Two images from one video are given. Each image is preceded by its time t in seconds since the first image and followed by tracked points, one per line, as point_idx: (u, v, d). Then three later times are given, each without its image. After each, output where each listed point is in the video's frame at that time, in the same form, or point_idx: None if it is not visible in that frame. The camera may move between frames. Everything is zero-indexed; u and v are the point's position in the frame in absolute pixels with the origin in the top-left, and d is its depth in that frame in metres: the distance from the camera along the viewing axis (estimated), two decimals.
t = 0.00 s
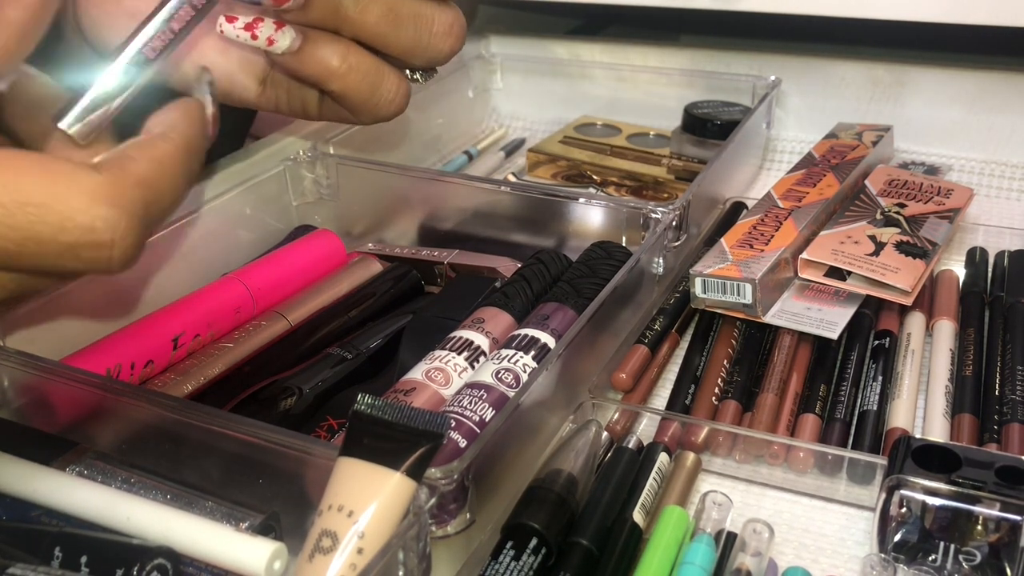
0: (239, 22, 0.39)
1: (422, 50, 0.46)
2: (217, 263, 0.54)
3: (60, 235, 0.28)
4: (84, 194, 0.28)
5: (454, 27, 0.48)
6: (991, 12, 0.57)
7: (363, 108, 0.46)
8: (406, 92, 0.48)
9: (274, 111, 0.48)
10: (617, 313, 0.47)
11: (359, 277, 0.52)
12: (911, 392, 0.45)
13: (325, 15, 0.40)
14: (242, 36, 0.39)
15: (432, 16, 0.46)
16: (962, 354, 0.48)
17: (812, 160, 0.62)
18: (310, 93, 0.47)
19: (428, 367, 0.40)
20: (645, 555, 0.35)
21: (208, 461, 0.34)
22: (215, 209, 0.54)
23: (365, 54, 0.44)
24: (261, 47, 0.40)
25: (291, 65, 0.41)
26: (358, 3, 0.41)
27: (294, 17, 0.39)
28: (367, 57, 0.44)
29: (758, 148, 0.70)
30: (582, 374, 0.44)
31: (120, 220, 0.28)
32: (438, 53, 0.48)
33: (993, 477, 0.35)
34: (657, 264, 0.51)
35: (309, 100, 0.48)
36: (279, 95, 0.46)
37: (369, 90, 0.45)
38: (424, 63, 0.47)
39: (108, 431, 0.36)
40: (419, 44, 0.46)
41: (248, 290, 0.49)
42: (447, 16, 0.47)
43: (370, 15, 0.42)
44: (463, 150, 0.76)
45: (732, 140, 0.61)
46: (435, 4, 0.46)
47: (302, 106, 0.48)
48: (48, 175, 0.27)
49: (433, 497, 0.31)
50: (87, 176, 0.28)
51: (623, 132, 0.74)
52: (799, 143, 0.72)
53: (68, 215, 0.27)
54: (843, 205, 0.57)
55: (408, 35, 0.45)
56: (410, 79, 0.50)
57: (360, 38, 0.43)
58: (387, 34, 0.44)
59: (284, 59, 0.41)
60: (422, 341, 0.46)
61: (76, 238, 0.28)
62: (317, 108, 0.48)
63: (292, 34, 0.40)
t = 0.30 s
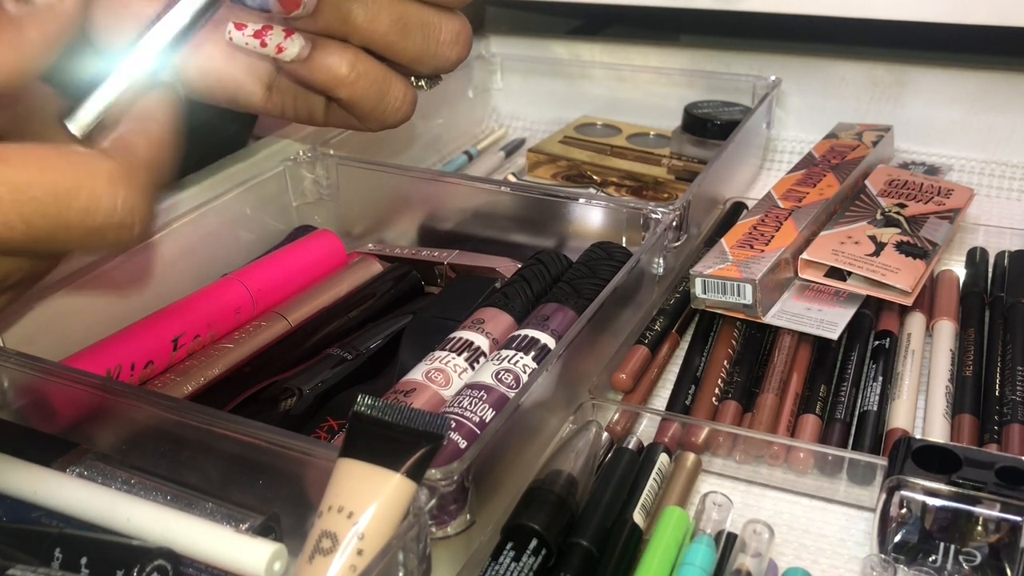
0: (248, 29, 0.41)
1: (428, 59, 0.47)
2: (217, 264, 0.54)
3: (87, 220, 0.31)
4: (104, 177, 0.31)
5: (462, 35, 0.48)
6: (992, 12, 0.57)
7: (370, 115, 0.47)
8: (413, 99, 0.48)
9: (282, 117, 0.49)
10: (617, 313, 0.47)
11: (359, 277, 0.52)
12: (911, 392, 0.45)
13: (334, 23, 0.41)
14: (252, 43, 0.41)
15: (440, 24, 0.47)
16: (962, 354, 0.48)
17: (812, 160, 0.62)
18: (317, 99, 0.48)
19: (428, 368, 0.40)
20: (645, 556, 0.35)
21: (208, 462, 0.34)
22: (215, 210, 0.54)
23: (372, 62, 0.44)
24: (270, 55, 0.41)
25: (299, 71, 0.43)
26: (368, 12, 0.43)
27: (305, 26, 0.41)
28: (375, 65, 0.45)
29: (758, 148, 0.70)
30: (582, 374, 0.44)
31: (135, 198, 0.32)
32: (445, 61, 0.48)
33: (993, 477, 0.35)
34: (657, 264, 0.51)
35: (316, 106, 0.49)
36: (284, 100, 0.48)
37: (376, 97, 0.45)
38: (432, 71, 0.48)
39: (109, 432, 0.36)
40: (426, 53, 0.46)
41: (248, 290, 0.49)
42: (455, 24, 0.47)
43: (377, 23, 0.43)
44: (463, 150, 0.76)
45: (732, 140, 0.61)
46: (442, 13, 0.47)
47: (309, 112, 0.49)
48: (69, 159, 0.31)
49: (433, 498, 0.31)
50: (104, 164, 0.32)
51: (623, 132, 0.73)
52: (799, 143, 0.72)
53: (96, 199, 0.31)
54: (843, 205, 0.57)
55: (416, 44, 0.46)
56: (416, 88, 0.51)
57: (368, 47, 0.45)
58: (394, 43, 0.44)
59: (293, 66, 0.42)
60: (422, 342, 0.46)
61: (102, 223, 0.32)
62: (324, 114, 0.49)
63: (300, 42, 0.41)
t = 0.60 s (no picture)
0: (236, 48, 0.41)
1: (420, 78, 0.47)
2: (217, 264, 0.54)
3: (84, 204, 0.32)
4: (100, 161, 0.32)
5: (454, 53, 0.49)
6: (992, 12, 0.57)
7: (359, 134, 0.47)
8: (403, 118, 0.49)
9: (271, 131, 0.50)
10: (617, 314, 0.47)
11: (359, 277, 0.52)
12: (911, 392, 0.45)
13: (326, 42, 0.42)
14: (238, 60, 0.41)
15: (432, 44, 0.47)
16: (962, 354, 0.48)
17: (812, 160, 0.62)
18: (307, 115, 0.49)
19: (428, 368, 0.40)
20: (645, 556, 0.35)
21: (209, 463, 0.34)
22: (215, 210, 0.54)
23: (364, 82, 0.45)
24: (260, 74, 0.41)
25: (286, 90, 0.42)
26: (359, 32, 0.43)
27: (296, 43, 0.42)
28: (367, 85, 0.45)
29: (757, 148, 0.70)
30: (582, 375, 0.44)
31: (131, 180, 0.33)
32: (438, 81, 0.49)
33: (992, 477, 0.34)
34: (657, 265, 0.51)
35: (305, 122, 0.49)
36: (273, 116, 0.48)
37: (366, 117, 0.46)
38: (423, 90, 0.49)
39: (109, 432, 0.36)
40: (418, 72, 0.47)
41: (248, 291, 0.49)
42: (448, 44, 0.48)
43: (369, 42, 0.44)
44: (463, 150, 0.76)
45: (732, 140, 0.61)
46: (437, 33, 0.47)
47: (298, 129, 0.50)
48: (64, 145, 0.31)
49: (433, 498, 0.32)
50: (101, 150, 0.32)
51: (623, 132, 0.73)
52: (799, 143, 0.72)
53: (92, 183, 0.32)
54: (843, 205, 0.57)
55: (408, 63, 0.46)
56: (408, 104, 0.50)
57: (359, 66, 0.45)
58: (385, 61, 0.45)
59: (280, 86, 0.42)
60: (422, 342, 0.46)
61: (100, 205, 0.32)
62: (313, 131, 0.50)
63: (289, 61, 0.41)
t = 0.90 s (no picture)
0: (239, 56, 0.44)
1: (420, 82, 0.49)
2: (217, 265, 0.55)
3: (77, 225, 0.31)
4: (94, 180, 0.32)
5: (455, 61, 0.50)
6: (991, 12, 0.57)
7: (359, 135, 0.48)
8: (403, 120, 0.50)
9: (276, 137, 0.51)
10: (617, 314, 0.47)
11: (359, 278, 0.52)
12: (911, 392, 0.45)
13: (328, 46, 0.45)
14: (242, 67, 0.44)
15: (431, 49, 0.48)
16: (962, 354, 0.48)
17: (812, 160, 0.62)
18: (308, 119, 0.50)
19: (428, 369, 0.40)
20: (645, 556, 0.35)
21: (209, 463, 0.34)
22: (215, 210, 0.54)
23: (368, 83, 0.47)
24: (262, 80, 0.44)
25: (290, 94, 0.45)
26: (360, 37, 0.45)
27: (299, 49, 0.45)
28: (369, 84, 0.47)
29: (758, 148, 0.70)
30: (582, 375, 0.44)
31: (129, 202, 0.33)
32: (439, 87, 0.50)
33: (993, 477, 0.34)
34: (657, 265, 0.51)
35: (307, 125, 0.50)
36: (277, 118, 0.50)
37: (368, 115, 0.47)
38: (426, 96, 0.50)
39: (109, 432, 0.36)
40: (418, 78, 0.48)
41: (248, 291, 0.49)
42: (448, 51, 0.49)
43: (371, 45, 0.46)
44: (464, 150, 0.76)
45: (732, 140, 0.61)
46: (437, 40, 0.49)
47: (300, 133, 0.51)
48: (57, 164, 0.31)
49: (433, 499, 0.32)
50: (97, 171, 0.32)
51: (624, 132, 0.73)
52: (799, 143, 0.72)
53: (85, 203, 0.31)
54: (843, 205, 0.57)
55: (409, 71, 0.48)
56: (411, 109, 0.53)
57: (360, 70, 0.47)
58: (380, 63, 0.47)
59: (282, 90, 0.45)
60: (422, 343, 0.46)
61: (97, 226, 0.32)
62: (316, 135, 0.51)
63: (287, 65, 0.44)
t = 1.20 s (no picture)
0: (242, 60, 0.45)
1: (408, 74, 0.45)
2: (218, 265, 0.55)
3: (70, 219, 0.31)
4: (87, 172, 0.31)
5: (445, 54, 0.46)
6: (991, 12, 0.57)
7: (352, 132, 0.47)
8: (399, 115, 0.48)
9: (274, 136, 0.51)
10: (617, 314, 0.47)
11: (359, 278, 0.52)
12: (911, 392, 0.45)
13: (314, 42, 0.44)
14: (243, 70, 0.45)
15: (417, 40, 0.45)
16: (962, 354, 0.48)
17: (812, 160, 0.62)
18: (302, 116, 0.49)
19: (428, 369, 0.40)
20: (645, 556, 0.35)
21: (209, 463, 0.34)
22: (215, 211, 0.54)
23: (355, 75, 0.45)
24: (261, 80, 0.45)
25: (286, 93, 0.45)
26: (342, 25, 0.43)
27: (291, 45, 0.44)
28: (354, 77, 0.45)
29: (757, 148, 0.70)
30: (582, 375, 0.44)
31: (123, 192, 0.33)
32: (428, 80, 0.46)
33: (993, 477, 0.34)
34: (657, 265, 0.51)
35: (302, 125, 0.49)
36: (273, 116, 0.49)
37: (357, 110, 0.46)
38: (414, 90, 0.47)
39: (109, 433, 0.36)
40: (403, 69, 0.45)
41: (248, 291, 0.49)
42: (435, 42, 0.45)
43: (351, 34, 0.43)
44: (464, 150, 0.76)
45: (732, 140, 0.61)
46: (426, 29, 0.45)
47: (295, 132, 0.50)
48: (51, 157, 0.31)
49: (433, 499, 0.32)
50: (89, 163, 0.32)
51: (623, 132, 0.73)
52: (799, 143, 0.72)
53: (78, 196, 0.31)
54: (843, 206, 0.57)
55: (391, 59, 0.44)
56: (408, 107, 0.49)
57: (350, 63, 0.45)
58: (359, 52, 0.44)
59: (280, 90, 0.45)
60: (422, 343, 0.46)
61: (90, 220, 0.32)
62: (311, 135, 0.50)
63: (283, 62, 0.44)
